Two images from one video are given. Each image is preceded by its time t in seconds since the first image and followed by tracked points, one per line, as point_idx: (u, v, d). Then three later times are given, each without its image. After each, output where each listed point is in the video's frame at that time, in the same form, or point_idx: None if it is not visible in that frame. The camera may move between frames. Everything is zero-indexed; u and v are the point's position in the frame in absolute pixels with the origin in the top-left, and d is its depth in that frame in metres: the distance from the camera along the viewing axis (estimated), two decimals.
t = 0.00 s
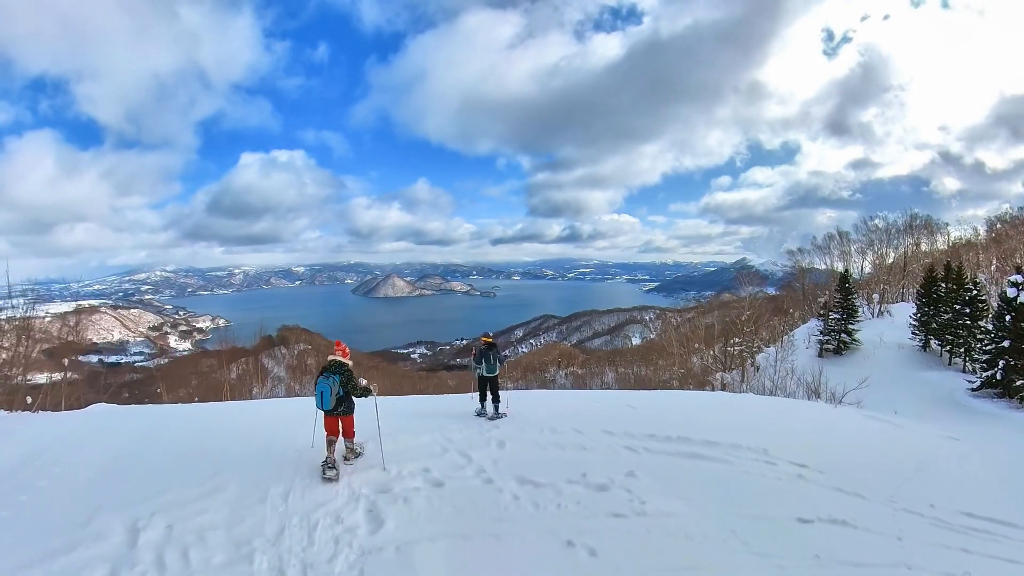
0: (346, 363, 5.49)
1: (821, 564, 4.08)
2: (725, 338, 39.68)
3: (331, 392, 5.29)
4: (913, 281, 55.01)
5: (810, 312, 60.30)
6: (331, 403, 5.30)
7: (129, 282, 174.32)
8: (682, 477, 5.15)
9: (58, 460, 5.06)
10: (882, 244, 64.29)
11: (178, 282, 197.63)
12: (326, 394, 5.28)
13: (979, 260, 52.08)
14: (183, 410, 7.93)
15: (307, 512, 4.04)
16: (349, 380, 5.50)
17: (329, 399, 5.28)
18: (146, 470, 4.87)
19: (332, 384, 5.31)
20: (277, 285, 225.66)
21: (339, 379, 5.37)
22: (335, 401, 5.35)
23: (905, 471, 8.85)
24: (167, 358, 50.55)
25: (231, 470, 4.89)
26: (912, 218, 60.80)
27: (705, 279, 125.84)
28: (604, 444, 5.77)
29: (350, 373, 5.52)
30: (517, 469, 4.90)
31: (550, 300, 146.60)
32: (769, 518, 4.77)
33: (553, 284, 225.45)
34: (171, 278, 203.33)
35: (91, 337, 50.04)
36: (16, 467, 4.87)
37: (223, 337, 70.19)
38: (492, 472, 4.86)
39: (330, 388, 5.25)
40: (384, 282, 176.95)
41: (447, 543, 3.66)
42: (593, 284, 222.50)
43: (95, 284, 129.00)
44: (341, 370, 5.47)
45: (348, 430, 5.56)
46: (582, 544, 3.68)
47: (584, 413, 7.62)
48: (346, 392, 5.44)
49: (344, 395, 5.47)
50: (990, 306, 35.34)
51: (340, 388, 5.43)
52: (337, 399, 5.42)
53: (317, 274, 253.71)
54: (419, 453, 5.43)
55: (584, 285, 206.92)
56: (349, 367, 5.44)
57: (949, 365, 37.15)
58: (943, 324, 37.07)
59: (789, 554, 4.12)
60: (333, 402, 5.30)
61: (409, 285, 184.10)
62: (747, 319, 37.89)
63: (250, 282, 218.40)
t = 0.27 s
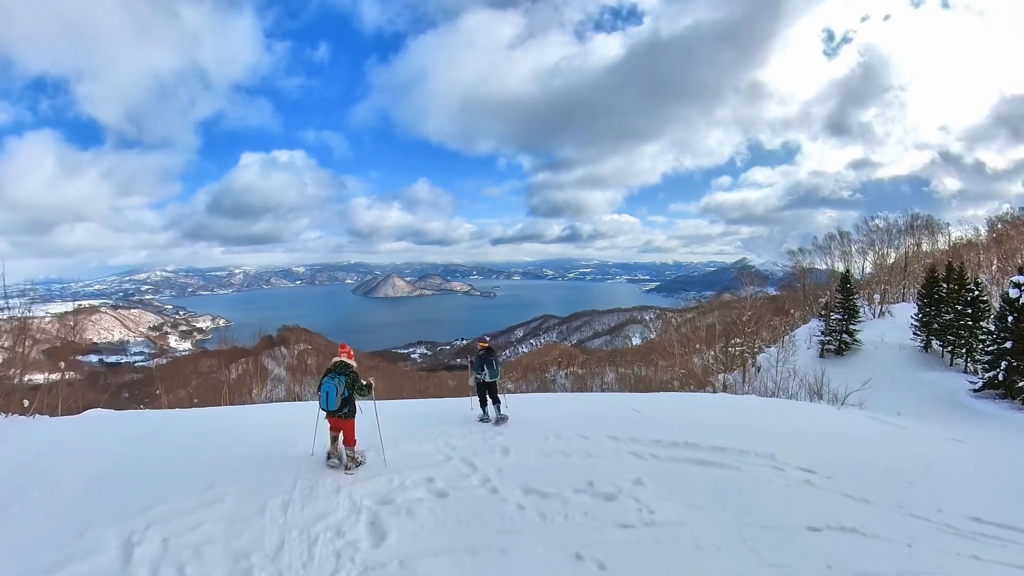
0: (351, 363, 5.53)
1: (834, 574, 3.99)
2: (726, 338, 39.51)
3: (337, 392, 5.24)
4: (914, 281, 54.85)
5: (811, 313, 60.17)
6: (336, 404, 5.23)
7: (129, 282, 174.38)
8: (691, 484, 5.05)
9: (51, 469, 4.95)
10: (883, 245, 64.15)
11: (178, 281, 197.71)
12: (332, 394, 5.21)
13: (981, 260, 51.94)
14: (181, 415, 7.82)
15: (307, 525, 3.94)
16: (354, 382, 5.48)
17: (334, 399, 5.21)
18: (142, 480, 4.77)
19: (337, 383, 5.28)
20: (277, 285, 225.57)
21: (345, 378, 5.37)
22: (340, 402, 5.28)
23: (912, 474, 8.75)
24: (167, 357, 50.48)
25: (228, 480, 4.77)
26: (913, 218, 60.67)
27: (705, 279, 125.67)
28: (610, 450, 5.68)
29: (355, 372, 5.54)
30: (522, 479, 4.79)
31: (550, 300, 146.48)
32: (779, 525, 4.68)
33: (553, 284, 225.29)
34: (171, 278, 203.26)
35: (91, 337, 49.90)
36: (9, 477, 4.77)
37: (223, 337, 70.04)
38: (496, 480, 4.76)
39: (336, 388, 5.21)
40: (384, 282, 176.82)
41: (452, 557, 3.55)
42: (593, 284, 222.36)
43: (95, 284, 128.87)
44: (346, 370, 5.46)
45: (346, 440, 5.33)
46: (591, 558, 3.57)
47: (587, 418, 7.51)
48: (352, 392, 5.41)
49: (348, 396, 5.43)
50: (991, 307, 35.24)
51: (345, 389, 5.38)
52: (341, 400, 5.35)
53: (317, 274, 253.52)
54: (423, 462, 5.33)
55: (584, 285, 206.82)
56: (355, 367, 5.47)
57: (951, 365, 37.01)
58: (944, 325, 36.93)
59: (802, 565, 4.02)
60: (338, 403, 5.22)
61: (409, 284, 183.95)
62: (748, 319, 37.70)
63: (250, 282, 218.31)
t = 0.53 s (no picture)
0: (348, 364, 5.44)
1: None
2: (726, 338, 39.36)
3: (334, 394, 5.14)
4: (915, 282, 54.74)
5: (811, 313, 60.09)
6: (333, 406, 5.14)
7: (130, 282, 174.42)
8: (697, 488, 4.98)
9: (45, 474, 4.87)
10: (883, 245, 64.04)
11: (178, 281, 197.73)
12: (329, 396, 5.12)
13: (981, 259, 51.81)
14: (180, 417, 7.73)
15: (305, 533, 3.85)
16: (352, 383, 5.42)
17: (331, 401, 5.13)
18: (138, 484, 4.70)
19: (335, 385, 5.20)
20: (277, 285, 225.56)
21: (341, 380, 5.28)
22: (338, 404, 5.21)
23: (918, 476, 8.62)
24: (167, 357, 50.37)
25: (225, 485, 4.69)
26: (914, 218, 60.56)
27: (705, 279, 125.58)
28: (614, 453, 5.61)
29: (352, 374, 5.46)
30: (526, 484, 4.71)
31: (550, 300, 146.39)
32: (787, 530, 4.60)
33: (553, 284, 225.20)
34: (172, 278, 203.31)
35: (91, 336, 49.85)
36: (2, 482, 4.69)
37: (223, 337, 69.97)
38: (500, 486, 4.67)
39: (333, 389, 5.12)
40: (384, 282, 176.74)
41: (455, 567, 3.46)
42: (593, 284, 222.25)
43: (96, 284, 128.84)
44: (344, 372, 5.40)
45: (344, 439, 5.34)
46: (598, 566, 3.49)
47: (590, 420, 7.43)
48: (349, 394, 5.33)
49: (346, 397, 5.35)
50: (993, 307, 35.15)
51: (342, 391, 5.30)
52: (338, 401, 5.27)
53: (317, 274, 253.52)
54: (424, 466, 5.24)
55: (585, 285, 206.75)
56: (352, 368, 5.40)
57: (952, 365, 36.89)
58: (945, 325, 36.81)
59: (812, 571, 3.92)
60: (335, 404, 5.13)
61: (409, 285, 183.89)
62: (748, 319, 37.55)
63: (250, 282, 218.35)
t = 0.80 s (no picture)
0: (339, 362, 5.26)
1: None
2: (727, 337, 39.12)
3: (325, 393, 4.97)
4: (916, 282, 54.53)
5: (812, 313, 59.91)
6: (326, 405, 4.96)
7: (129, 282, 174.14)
8: (707, 492, 4.85)
9: (33, 479, 4.74)
10: (884, 245, 63.86)
11: (178, 281, 197.74)
12: (320, 396, 4.94)
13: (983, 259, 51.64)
14: (174, 419, 7.58)
15: (301, 544, 3.70)
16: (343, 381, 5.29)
17: (323, 400, 4.96)
18: (128, 491, 4.54)
19: (327, 384, 5.02)
20: (277, 285, 225.34)
21: (333, 378, 5.09)
22: (329, 403, 5.05)
23: (928, 479, 8.38)
24: (167, 358, 50.23)
25: (218, 491, 4.54)
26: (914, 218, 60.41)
27: (705, 280, 125.42)
28: (621, 456, 5.48)
29: (342, 372, 5.31)
30: (531, 489, 4.57)
31: (550, 301, 146.18)
32: (801, 535, 4.44)
33: (553, 284, 224.94)
34: (172, 278, 203.16)
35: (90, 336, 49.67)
36: None
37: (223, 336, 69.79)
38: (503, 492, 4.52)
39: (324, 388, 4.94)
40: (384, 283, 176.58)
41: None
42: (593, 284, 222.04)
43: (95, 283, 128.60)
44: (333, 369, 5.24)
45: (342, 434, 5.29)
46: None
47: (594, 422, 7.30)
48: (341, 392, 5.18)
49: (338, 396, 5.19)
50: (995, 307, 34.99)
51: (334, 390, 5.13)
52: (330, 400, 5.11)
53: (317, 274, 253.35)
54: (424, 471, 5.09)
55: (585, 285, 206.55)
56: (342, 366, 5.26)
57: (954, 366, 36.67)
58: (946, 325, 36.65)
59: None
60: (327, 404, 4.96)
61: (409, 285, 183.73)
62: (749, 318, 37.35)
63: (251, 283, 218.25)
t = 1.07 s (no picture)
0: (331, 363, 5.30)
1: None
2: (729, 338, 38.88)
3: (314, 393, 5.07)
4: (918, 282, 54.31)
5: (814, 313, 59.72)
6: (315, 405, 5.09)
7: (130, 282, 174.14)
8: (717, 499, 4.72)
9: (20, 486, 4.62)
10: (886, 244, 63.65)
11: (178, 281, 197.66)
12: (309, 395, 5.06)
13: (985, 259, 51.43)
14: (169, 423, 7.43)
15: (293, 559, 3.55)
16: (336, 382, 5.31)
17: (312, 400, 5.07)
18: (117, 499, 4.42)
19: (315, 384, 5.11)
20: (277, 285, 225.19)
21: (323, 379, 5.17)
22: (319, 403, 5.15)
23: (939, 479, 8.09)
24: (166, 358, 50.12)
25: (208, 502, 4.39)
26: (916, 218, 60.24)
27: (706, 279, 125.15)
28: (629, 463, 5.36)
29: (335, 372, 5.33)
30: (537, 498, 4.43)
31: (551, 301, 145.94)
32: (816, 544, 4.30)
33: (554, 284, 224.66)
34: (172, 278, 203.17)
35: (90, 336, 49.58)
36: None
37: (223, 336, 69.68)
38: (506, 502, 4.37)
39: (313, 388, 5.04)
40: (384, 283, 176.36)
41: None
42: (593, 284, 221.75)
43: (96, 283, 128.58)
44: (326, 370, 5.29)
45: (337, 435, 5.33)
46: None
47: (600, 425, 7.17)
48: (332, 393, 5.23)
49: (329, 396, 5.26)
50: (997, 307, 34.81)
51: (325, 390, 5.23)
52: (321, 400, 5.21)
53: (318, 274, 253.19)
54: (424, 481, 4.93)
55: (585, 285, 206.28)
56: (334, 367, 5.27)
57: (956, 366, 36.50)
58: (948, 325, 36.46)
59: None
60: (316, 403, 5.08)
61: (410, 285, 183.49)
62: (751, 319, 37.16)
63: (251, 282, 218.19)
